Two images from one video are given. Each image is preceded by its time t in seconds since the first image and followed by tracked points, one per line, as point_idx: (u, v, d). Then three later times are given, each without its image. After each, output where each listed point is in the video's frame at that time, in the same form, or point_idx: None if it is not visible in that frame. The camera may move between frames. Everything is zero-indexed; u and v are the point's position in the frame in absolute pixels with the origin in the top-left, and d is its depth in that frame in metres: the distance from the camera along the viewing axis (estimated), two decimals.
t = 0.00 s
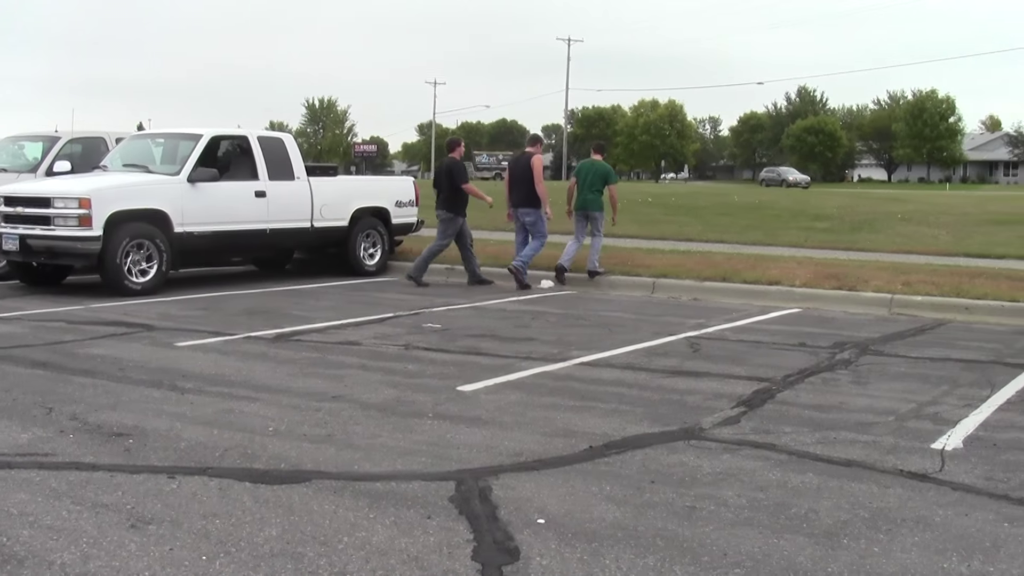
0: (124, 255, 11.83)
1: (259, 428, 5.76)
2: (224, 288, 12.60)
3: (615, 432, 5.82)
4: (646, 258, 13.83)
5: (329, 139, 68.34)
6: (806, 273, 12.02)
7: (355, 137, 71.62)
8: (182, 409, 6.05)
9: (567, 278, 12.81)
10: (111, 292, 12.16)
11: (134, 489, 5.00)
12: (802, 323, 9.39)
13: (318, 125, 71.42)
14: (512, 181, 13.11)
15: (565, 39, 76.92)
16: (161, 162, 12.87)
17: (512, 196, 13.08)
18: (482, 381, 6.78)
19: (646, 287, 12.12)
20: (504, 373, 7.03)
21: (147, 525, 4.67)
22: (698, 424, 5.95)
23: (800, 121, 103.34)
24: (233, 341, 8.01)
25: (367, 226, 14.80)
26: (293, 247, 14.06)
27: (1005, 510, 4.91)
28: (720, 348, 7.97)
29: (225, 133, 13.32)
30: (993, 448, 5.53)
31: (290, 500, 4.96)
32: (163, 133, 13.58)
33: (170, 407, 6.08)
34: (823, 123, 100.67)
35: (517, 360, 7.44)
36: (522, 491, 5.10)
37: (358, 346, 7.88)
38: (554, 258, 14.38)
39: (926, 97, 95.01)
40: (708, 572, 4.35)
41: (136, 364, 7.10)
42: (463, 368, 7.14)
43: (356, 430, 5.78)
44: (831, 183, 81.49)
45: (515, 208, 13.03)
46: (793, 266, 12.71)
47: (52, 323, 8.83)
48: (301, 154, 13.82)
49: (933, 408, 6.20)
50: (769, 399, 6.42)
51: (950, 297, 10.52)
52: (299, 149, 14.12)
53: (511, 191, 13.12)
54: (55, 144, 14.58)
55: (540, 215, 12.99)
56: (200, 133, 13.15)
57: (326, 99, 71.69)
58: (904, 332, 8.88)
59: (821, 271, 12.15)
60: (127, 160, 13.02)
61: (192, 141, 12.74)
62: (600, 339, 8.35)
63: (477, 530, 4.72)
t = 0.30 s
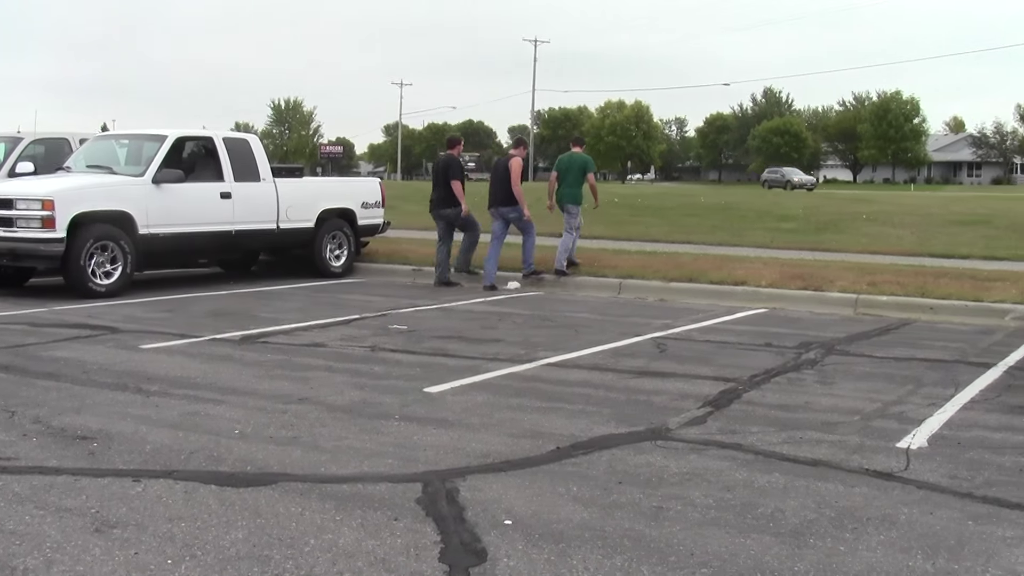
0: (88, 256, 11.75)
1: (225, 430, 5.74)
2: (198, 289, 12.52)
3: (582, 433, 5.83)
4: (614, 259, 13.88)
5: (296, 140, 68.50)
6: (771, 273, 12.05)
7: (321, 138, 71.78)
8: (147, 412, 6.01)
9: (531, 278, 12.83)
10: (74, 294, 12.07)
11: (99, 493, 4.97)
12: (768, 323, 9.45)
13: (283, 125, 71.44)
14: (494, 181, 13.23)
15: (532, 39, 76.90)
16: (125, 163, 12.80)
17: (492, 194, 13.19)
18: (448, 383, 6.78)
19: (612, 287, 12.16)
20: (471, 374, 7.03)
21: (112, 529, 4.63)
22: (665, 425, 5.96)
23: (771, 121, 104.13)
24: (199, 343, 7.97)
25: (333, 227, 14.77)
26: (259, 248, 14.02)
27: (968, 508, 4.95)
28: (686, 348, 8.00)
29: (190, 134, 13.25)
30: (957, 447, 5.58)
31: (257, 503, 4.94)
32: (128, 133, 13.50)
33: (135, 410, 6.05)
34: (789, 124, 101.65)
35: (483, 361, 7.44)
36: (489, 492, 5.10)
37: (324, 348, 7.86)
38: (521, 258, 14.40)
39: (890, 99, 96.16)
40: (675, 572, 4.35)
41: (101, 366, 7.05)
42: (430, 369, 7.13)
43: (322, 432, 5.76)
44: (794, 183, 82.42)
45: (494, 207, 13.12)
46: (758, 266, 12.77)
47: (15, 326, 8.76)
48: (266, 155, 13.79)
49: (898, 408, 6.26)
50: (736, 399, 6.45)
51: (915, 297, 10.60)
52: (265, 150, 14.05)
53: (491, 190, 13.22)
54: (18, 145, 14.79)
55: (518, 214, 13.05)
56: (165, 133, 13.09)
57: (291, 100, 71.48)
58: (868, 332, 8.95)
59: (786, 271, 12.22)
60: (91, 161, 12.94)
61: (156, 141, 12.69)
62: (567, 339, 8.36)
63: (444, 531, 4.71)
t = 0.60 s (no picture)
0: (50, 259, 11.72)
1: (190, 434, 5.72)
2: (171, 292, 12.46)
3: (548, 434, 5.84)
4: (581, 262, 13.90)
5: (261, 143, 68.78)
6: (736, 275, 12.09)
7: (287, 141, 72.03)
8: (111, 416, 5.99)
9: (496, 281, 12.85)
10: (36, 298, 12.03)
11: (61, 498, 4.93)
12: (732, 325, 9.50)
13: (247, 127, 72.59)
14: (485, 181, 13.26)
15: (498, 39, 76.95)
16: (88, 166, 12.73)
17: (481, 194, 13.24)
18: (414, 385, 6.78)
19: (578, 289, 12.18)
20: (437, 376, 7.04)
21: (75, 534, 4.59)
22: (631, 426, 5.98)
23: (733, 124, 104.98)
24: (162, 346, 7.96)
25: (298, 230, 14.75)
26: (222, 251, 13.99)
27: (932, 508, 4.98)
28: (651, 350, 8.04)
29: (154, 135, 13.11)
30: (921, 446, 5.63)
31: (222, 506, 4.91)
32: (91, 135, 13.42)
33: (98, 414, 6.02)
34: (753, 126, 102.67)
35: (449, 363, 7.45)
36: (455, 494, 5.09)
37: (289, 350, 7.85)
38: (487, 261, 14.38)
39: (855, 99, 96.66)
40: (640, 573, 4.36)
41: (64, 370, 7.02)
42: (396, 372, 7.13)
43: (288, 435, 5.74)
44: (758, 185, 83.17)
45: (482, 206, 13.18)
46: (724, 268, 12.80)
47: None
48: (231, 158, 13.78)
49: (862, 408, 6.30)
50: (701, 400, 6.48)
51: (879, 298, 10.64)
52: (230, 151, 13.97)
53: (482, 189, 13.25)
54: None
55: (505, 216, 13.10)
56: (129, 135, 13.02)
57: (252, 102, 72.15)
58: (833, 333, 9.01)
59: (751, 273, 12.27)
60: (54, 163, 12.86)
61: (120, 143, 12.63)
62: (532, 341, 8.38)
63: (410, 534, 4.70)
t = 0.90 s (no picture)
0: (14, 262, 11.63)
1: (156, 438, 5.69)
2: (141, 296, 12.41)
3: (515, 437, 5.84)
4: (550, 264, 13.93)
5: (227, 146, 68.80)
6: (702, 277, 12.14)
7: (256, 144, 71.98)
8: (75, 421, 5.95)
9: (462, 283, 12.84)
10: None
11: (25, 504, 4.88)
12: (699, 327, 9.55)
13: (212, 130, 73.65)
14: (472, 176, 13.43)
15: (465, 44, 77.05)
16: (52, 169, 12.64)
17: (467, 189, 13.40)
18: (381, 388, 6.78)
19: (545, 291, 12.18)
20: (404, 379, 7.04)
21: (39, 539, 4.54)
22: (598, 429, 5.99)
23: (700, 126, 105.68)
24: (127, 350, 7.92)
25: (264, 233, 14.77)
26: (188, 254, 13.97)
27: (899, 508, 5.00)
28: (618, 352, 8.07)
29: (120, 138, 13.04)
30: (887, 447, 5.67)
31: (188, 511, 4.88)
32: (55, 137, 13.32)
33: (62, 419, 5.98)
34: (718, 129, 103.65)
35: (415, 366, 7.46)
36: (423, 498, 5.08)
37: (256, 354, 7.84)
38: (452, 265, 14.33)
39: (820, 103, 97.42)
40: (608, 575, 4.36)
41: (28, 375, 6.97)
42: (363, 375, 7.13)
43: (254, 439, 5.73)
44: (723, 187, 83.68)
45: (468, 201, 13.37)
46: (691, 271, 12.84)
47: None
48: (197, 161, 13.75)
49: (828, 409, 6.35)
50: (668, 403, 6.51)
51: (845, 300, 10.67)
52: (195, 154, 13.93)
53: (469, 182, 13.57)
54: None
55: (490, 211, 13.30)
56: (94, 138, 12.93)
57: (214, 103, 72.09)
58: (799, 335, 9.06)
59: (717, 275, 12.31)
60: (18, 166, 12.75)
61: (85, 146, 12.55)
62: (499, 344, 8.41)
63: (378, 538, 4.68)
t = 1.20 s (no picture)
0: None
1: (124, 443, 5.67)
2: (113, 299, 12.36)
3: (484, 440, 5.85)
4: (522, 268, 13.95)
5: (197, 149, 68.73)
6: (672, 280, 12.18)
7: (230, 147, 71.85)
8: (42, 426, 5.92)
9: (433, 285, 12.83)
10: None
11: None
12: (668, 330, 9.61)
13: (181, 132, 74.48)
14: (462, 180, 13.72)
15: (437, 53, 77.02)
16: (19, 172, 12.56)
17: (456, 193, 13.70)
18: (351, 392, 6.78)
19: (515, 294, 12.18)
20: (374, 383, 7.04)
21: (4, 546, 4.49)
22: (568, 432, 6.00)
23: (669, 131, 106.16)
24: (95, 354, 7.90)
25: (234, 236, 14.77)
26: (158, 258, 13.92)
27: (868, 510, 5.02)
28: (588, 355, 8.10)
29: (88, 141, 12.98)
30: (856, 449, 5.71)
31: (156, 516, 4.85)
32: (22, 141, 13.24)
33: (28, 423, 5.95)
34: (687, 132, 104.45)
35: (385, 370, 7.47)
36: (393, 502, 5.07)
37: (226, 357, 7.83)
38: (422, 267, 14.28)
39: (788, 104, 98.11)
40: None
41: None
42: (333, 379, 7.13)
43: (224, 443, 5.71)
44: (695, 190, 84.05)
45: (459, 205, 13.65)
46: (660, 274, 12.87)
47: None
48: (166, 164, 13.72)
49: (798, 412, 6.39)
50: (638, 405, 6.54)
51: (814, 302, 10.71)
52: (164, 157, 13.89)
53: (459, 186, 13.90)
54: None
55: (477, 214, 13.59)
56: (62, 140, 12.87)
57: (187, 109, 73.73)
58: (769, 337, 9.12)
59: (687, 278, 12.36)
60: None
61: (53, 149, 12.49)
62: (469, 348, 8.43)
63: (347, 542, 4.65)
